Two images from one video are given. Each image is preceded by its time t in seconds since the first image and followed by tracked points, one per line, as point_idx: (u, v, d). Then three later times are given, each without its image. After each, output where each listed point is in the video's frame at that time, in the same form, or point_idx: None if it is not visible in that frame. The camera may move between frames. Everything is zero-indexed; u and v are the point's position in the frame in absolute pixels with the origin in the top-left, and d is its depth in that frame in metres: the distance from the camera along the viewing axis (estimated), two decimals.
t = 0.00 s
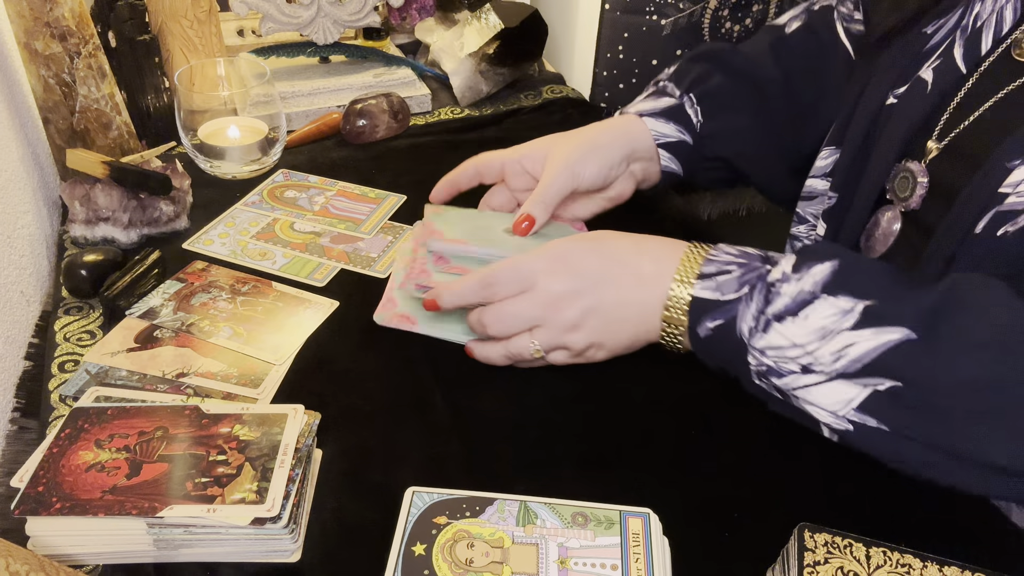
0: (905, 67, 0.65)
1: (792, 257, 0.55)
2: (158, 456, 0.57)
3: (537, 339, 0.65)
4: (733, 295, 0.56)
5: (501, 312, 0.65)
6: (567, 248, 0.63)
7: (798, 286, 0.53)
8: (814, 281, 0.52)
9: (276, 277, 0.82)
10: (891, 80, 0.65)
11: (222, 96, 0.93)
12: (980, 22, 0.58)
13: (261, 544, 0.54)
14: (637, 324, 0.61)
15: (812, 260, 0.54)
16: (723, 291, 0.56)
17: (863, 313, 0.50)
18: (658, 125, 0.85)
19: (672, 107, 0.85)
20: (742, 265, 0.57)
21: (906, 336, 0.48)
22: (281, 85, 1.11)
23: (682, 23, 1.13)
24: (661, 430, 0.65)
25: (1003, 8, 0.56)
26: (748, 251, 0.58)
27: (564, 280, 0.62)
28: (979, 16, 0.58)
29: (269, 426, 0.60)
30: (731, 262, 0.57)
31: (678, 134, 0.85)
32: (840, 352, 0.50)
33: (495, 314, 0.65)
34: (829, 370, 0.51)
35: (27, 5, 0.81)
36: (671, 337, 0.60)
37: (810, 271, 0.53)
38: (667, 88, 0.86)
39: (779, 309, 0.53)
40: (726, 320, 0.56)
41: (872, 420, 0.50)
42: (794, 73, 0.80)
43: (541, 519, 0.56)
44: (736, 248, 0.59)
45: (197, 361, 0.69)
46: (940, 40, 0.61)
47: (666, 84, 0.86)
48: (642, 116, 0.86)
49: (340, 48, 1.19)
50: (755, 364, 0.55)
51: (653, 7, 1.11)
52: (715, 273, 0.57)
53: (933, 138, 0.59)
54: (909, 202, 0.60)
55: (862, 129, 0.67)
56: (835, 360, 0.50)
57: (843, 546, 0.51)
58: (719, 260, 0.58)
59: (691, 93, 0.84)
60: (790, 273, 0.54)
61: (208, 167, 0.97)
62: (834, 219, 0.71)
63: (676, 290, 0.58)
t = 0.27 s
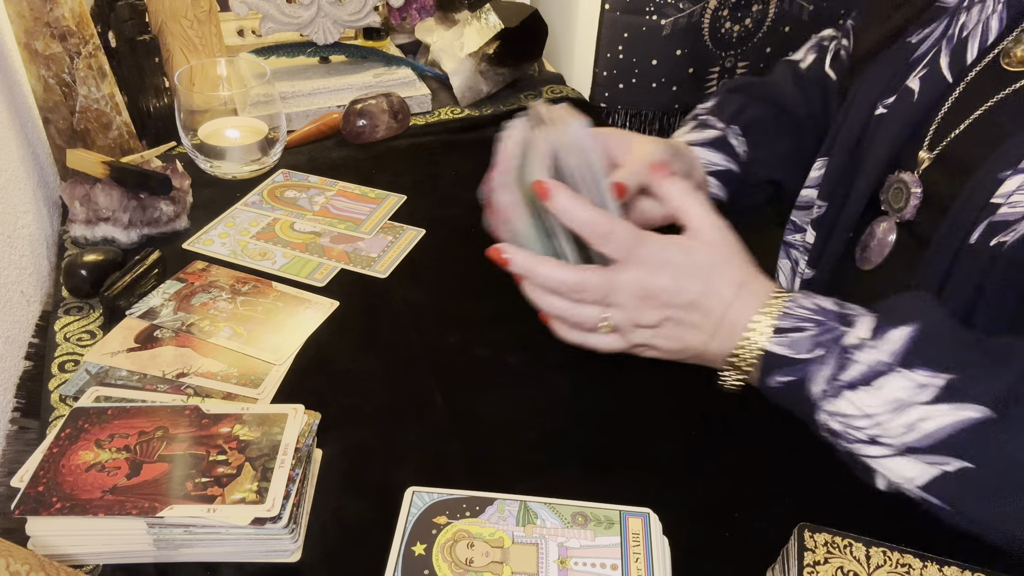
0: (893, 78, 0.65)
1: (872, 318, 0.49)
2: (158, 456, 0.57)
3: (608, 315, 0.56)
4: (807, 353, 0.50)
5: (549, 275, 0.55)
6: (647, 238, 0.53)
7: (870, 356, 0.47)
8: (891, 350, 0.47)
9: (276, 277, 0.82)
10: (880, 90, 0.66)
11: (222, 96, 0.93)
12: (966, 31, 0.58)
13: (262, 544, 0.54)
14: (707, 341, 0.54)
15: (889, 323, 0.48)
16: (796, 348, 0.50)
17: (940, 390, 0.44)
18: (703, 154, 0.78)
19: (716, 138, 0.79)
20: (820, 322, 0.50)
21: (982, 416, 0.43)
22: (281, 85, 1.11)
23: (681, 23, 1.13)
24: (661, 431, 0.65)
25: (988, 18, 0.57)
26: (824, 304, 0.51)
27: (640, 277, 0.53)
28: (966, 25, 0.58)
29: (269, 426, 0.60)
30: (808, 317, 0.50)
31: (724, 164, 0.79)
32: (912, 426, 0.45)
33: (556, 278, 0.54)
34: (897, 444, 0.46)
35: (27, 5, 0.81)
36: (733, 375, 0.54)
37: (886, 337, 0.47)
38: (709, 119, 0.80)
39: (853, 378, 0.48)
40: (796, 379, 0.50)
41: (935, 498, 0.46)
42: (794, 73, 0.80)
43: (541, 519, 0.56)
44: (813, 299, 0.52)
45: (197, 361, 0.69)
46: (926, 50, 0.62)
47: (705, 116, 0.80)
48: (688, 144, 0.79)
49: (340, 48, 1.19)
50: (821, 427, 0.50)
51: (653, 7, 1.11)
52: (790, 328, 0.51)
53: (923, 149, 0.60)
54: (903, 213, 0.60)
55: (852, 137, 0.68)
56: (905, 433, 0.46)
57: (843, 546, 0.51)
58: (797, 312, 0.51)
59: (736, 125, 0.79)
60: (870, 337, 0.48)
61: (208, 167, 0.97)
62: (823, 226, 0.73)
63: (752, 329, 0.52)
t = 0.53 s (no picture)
0: (882, 83, 0.65)
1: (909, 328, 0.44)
2: (158, 455, 0.57)
3: (636, 301, 0.54)
4: (840, 363, 0.46)
5: (609, 266, 0.52)
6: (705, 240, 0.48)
7: (905, 365, 0.43)
8: (923, 358, 0.42)
9: (277, 277, 0.82)
10: (867, 96, 0.66)
11: (222, 96, 0.93)
12: (953, 36, 0.59)
13: (262, 544, 0.54)
14: (727, 338, 0.51)
15: (923, 335, 0.43)
16: (829, 356, 0.47)
17: (975, 402, 0.40)
18: (766, 178, 0.77)
19: (778, 159, 0.77)
20: (854, 329, 0.46)
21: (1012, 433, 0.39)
22: (281, 85, 1.11)
23: (681, 23, 1.13)
24: (661, 430, 0.65)
25: (975, 24, 0.57)
26: (860, 315, 0.47)
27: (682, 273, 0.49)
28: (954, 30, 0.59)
29: (269, 426, 0.60)
30: (841, 326, 0.47)
31: (786, 186, 0.77)
32: (942, 440, 0.41)
33: (592, 262, 0.53)
34: (926, 456, 0.42)
35: (28, 5, 0.81)
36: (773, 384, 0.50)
37: (920, 348, 0.42)
38: (766, 137, 0.78)
39: (886, 387, 0.43)
40: (829, 388, 0.47)
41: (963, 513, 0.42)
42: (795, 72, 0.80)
43: (541, 519, 0.56)
44: (848, 308, 0.48)
45: (197, 361, 0.69)
46: (914, 55, 0.62)
47: (760, 133, 0.78)
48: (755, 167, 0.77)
49: (340, 48, 1.19)
50: (853, 435, 0.46)
51: (653, 7, 1.11)
52: (824, 336, 0.47)
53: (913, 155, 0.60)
54: (892, 220, 0.61)
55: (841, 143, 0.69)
56: (935, 447, 0.41)
57: (843, 546, 0.51)
58: (829, 323, 0.47)
59: (793, 146, 0.76)
60: (908, 347, 0.43)
61: (208, 167, 0.97)
62: (812, 230, 0.73)
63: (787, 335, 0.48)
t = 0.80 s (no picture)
0: (870, 89, 0.70)
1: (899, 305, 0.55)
2: (158, 455, 0.57)
3: (634, 314, 0.66)
4: (834, 333, 0.56)
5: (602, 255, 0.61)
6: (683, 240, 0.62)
7: (897, 336, 0.53)
8: (912, 332, 0.52)
9: (277, 277, 0.82)
10: (857, 100, 0.71)
11: (222, 96, 0.93)
12: (939, 41, 0.64)
13: (261, 544, 0.54)
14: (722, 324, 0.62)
15: (914, 309, 0.53)
16: (823, 327, 0.57)
17: (957, 375, 0.49)
18: (755, 191, 0.82)
19: (766, 173, 0.83)
20: (846, 304, 0.57)
21: (993, 405, 0.47)
22: (281, 85, 1.11)
23: (681, 23, 1.13)
24: (662, 431, 0.65)
25: (961, 29, 0.62)
26: (855, 291, 0.59)
27: (672, 271, 0.62)
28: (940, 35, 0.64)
29: (269, 426, 0.60)
30: (835, 300, 0.58)
31: (774, 201, 0.83)
32: (926, 409, 0.50)
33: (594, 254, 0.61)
34: (912, 426, 0.51)
35: (28, 6, 0.81)
36: (766, 358, 0.62)
37: (911, 319, 0.53)
38: (757, 152, 0.83)
39: (875, 356, 0.54)
40: (822, 355, 0.57)
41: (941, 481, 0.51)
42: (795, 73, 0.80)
43: (541, 519, 0.56)
44: (842, 286, 0.59)
45: (197, 361, 0.69)
46: (900, 62, 0.67)
47: (752, 147, 0.84)
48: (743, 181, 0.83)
49: (340, 48, 1.19)
50: (843, 405, 0.56)
51: (653, 7, 1.11)
52: (819, 308, 0.58)
53: (904, 158, 0.64)
54: (884, 223, 0.65)
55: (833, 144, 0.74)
56: (919, 417, 0.51)
57: (843, 546, 0.51)
58: (825, 294, 0.58)
59: (783, 160, 0.82)
60: (893, 321, 0.54)
61: (208, 167, 0.97)
62: (804, 231, 0.80)
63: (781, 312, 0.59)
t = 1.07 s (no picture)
0: (861, 92, 0.71)
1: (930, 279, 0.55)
2: (158, 455, 0.57)
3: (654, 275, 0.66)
4: (863, 303, 0.56)
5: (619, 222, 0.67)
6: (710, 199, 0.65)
7: (931, 309, 0.53)
8: (948, 306, 0.52)
9: (277, 277, 0.82)
10: (847, 104, 0.72)
11: (222, 96, 0.93)
12: (930, 46, 0.64)
13: (262, 544, 0.54)
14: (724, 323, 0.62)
15: (947, 284, 0.53)
16: (852, 297, 0.57)
17: (991, 350, 0.49)
18: (726, 160, 0.84)
19: (738, 146, 0.84)
20: (878, 276, 0.57)
21: None
22: (281, 85, 1.11)
23: (681, 23, 1.13)
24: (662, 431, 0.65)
25: (951, 34, 0.62)
26: (885, 265, 0.58)
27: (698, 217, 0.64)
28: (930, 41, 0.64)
29: (269, 426, 0.60)
30: (867, 271, 0.57)
31: (745, 172, 0.84)
32: (958, 384, 0.50)
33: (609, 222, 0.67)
34: (940, 400, 0.51)
35: (28, 5, 0.81)
36: (783, 325, 0.61)
37: (945, 294, 0.53)
38: (732, 127, 0.86)
39: (907, 328, 0.53)
40: (848, 325, 0.57)
41: (966, 459, 0.50)
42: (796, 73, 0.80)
43: (542, 520, 0.56)
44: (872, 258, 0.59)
45: (197, 361, 0.69)
46: (891, 66, 0.68)
47: (728, 124, 0.86)
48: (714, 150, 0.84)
49: (340, 48, 1.19)
50: (865, 375, 0.55)
51: (653, 7, 1.11)
52: (850, 278, 0.57)
53: (894, 163, 0.64)
54: (874, 226, 0.65)
55: (823, 148, 0.74)
56: (949, 391, 0.50)
57: (843, 545, 0.51)
58: (855, 266, 0.58)
59: (756, 135, 0.84)
60: (926, 295, 0.54)
61: (208, 167, 0.97)
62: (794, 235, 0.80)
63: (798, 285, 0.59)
